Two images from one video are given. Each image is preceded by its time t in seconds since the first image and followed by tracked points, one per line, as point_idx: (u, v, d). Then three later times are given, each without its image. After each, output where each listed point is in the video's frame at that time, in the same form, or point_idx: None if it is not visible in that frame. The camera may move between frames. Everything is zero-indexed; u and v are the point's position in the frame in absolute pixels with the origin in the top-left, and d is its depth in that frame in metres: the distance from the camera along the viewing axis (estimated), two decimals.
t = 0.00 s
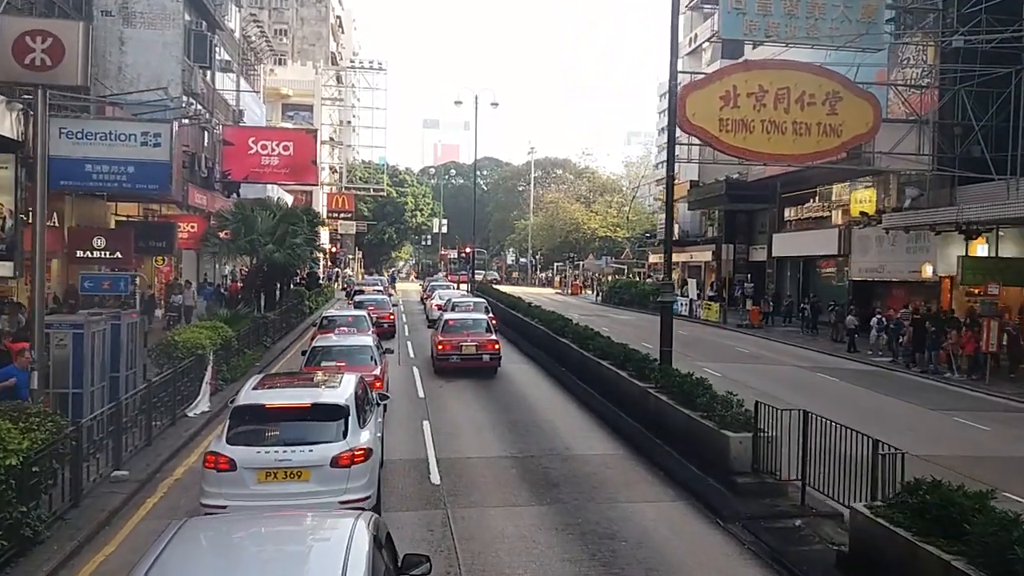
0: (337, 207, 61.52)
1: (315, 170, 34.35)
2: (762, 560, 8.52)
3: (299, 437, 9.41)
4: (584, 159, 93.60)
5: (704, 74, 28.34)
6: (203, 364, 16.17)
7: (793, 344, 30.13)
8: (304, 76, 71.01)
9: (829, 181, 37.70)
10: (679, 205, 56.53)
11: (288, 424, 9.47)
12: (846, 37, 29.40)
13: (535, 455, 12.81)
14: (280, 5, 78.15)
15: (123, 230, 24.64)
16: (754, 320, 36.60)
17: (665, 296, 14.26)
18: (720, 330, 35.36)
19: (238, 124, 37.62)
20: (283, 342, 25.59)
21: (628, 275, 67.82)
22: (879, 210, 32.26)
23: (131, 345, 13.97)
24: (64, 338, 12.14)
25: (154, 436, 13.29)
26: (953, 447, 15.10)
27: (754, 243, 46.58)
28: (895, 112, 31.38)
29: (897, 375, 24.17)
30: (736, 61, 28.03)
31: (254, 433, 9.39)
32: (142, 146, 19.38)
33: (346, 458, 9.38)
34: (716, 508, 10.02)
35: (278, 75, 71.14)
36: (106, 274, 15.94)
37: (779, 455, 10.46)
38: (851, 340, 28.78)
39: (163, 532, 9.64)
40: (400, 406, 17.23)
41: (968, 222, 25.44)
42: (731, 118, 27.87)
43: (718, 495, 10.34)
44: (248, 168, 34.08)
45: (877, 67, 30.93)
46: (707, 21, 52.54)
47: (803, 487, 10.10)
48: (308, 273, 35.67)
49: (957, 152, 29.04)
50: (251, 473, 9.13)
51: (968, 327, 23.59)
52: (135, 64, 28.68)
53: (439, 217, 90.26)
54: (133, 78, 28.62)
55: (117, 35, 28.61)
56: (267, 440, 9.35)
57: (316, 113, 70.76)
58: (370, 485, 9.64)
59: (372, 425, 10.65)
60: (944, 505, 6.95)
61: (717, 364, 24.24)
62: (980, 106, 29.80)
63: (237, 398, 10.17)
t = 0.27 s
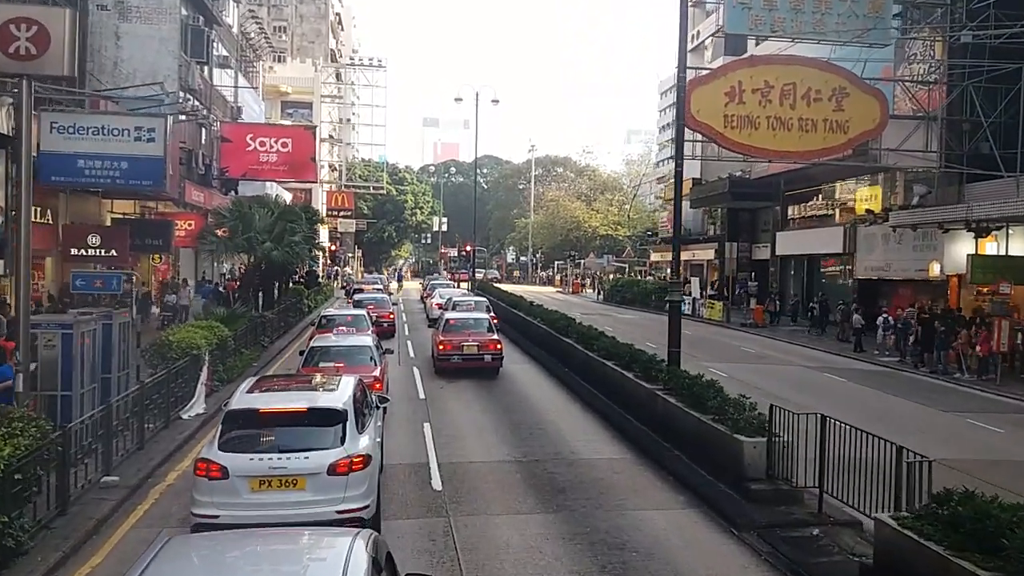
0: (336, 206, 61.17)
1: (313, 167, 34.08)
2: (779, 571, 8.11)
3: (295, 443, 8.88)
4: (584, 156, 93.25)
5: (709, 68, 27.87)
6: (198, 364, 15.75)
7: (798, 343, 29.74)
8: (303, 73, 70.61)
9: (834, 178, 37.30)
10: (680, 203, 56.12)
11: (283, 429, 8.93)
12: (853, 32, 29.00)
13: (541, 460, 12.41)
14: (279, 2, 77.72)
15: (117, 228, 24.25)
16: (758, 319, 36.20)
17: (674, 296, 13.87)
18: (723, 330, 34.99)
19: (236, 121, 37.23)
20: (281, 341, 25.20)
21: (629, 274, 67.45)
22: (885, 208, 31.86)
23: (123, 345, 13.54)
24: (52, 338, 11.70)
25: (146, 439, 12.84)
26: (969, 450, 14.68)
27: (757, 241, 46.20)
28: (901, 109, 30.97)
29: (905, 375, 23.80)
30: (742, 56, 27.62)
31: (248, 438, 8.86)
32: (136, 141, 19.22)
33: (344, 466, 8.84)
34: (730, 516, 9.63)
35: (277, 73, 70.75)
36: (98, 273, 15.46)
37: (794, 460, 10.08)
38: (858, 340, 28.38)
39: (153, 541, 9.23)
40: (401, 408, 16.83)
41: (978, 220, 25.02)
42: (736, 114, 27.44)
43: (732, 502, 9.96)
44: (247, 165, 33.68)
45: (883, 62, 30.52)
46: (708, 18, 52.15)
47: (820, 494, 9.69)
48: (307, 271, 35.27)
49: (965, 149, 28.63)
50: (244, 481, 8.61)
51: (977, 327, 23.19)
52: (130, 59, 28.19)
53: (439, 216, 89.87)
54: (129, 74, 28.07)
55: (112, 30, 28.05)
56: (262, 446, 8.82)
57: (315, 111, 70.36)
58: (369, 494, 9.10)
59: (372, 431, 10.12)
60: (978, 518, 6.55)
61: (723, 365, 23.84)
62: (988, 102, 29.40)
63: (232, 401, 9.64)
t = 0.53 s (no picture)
0: (335, 209, 59.96)
1: (310, 168, 34.12)
2: None
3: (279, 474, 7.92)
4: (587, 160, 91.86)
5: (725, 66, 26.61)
6: (179, 381, 14.38)
7: (818, 354, 28.42)
8: (302, 74, 69.38)
9: (850, 181, 36.00)
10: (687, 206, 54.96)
11: (286, 432, 9.33)
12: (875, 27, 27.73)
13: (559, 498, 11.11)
14: (278, 3, 76.42)
15: (100, 232, 22.80)
16: (772, 327, 34.86)
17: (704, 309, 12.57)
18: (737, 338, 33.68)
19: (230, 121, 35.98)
20: (274, 353, 23.86)
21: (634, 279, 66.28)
22: (907, 212, 30.56)
23: (94, 364, 12.17)
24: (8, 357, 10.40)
25: (117, 469, 11.48)
26: None
27: (767, 246, 44.90)
28: (924, 108, 29.64)
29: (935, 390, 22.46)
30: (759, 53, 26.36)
31: (251, 440, 9.25)
32: (111, 138, 18.41)
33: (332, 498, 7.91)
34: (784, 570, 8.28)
35: (275, 74, 69.52)
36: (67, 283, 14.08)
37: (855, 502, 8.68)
38: (882, 351, 27.06)
39: None
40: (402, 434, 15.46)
41: (1010, 225, 23.68)
42: (753, 113, 26.15)
43: (785, 553, 8.60)
44: (240, 167, 32.56)
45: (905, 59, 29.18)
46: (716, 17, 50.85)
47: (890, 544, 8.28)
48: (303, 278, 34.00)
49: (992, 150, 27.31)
50: (249, 481, 8.94)
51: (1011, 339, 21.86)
52: (117, 56, 26.75)
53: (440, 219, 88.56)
54: (116, 71, 26.61)
55: (98, 24, 26.49)
56: (266, 448, 9.21)
57: (314, 113, 69.12)
58: (370, 494, 9.49)
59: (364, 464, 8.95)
60: None
61: (744, 379, 22.54)
62: (1014, 102, 28.11)
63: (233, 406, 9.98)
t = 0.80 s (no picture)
0: (335, 209, 59.71)
1: (310, 167, 33.95)
2: None
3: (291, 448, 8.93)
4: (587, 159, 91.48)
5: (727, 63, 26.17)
6: (175, 384, 14.14)
7: (822, 355, 28.23)
8: (301, 73, 69.12)
9: (853, 180, 35.79)
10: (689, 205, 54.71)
11: (285, 433, 9.20)
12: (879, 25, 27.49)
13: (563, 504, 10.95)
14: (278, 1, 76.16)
15: (97, 231, 22.60)
16: (775, 328, 34.65)
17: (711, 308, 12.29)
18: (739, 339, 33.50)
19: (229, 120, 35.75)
20: (274, 353, 23.65)
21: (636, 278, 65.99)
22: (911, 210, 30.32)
23: (88, 367, 11.91)
24: None
25: (112, 473, 11.27)
26: None
27: (769, 245, 44.69)
28: (928, 106, 29.39)
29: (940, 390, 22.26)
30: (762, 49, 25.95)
31: (250, 442, 9.14)
32: (107, 135, 18.16)
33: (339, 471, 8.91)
34: None
35: (275, 73, 69.28)
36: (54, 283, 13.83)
37: (869, 509, 8.44)
38: (887, 352, 26.86)
39: None
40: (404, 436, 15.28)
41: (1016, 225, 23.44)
42: (757, 111, 25.77)
43: (796, 561, 8.40)
44: (239, 165, 32.33)
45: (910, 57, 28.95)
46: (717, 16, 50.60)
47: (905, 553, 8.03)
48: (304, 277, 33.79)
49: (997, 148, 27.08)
50: (248, 483, 8.83)
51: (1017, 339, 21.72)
52: (115, 53, 26.50)
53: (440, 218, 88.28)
54: (113, 68, 26.37)
55: (96, 22, 26.25)
56: (265, 449, 9.08)
57: (314, 112, 68.87)
58: (369, 496, 9.37)
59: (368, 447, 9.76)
60: None
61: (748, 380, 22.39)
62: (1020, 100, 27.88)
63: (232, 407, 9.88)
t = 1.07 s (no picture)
0: (334, 209, 59.40)
1: (310, 167, 33.61)
2: None
3: (296, 449, 8.92)
4: (588, 160, 91.10)
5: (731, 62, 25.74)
6: (170, 387, 13.84)
7: (827, 357, 27.92)
8: (301, 72, 68.82)
9: (857, 181, 35.51)
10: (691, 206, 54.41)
11: (285, 435, 8.96)
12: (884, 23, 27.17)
13: (567, 512, 10.68)
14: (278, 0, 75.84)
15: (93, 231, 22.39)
16: (779, 329, 34.36)
17: (718, 311, 12.02)
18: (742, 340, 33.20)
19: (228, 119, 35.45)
20: (273, 355, 23.34)
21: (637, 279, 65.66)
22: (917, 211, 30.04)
23: (81, 372, 11.61)
24: None
25: (104, 480, 10.94)
26: None
27: (772, 246, 44.40)
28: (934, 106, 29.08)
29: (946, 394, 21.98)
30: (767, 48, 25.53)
31: (250, 444, 8.91)
32: (102, 134, 17.83)
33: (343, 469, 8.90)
34: None
35: (275, 72, 68.98)
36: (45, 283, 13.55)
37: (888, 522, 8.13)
38: (893, 354, 26.57)
39: None
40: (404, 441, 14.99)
41: None
42: (762, 111, 25.36)
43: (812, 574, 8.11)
44: (238, 165, 32.08)
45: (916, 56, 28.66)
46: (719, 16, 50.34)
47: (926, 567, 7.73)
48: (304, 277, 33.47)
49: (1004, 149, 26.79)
50: (247, 486, 8.61)
51: None
52: (113, 51, 26.18)
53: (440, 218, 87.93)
54: (111, 66, 26.05)
55: (93, 19, 25.94)
56: (264, 451, 8.85)
57: (314, 111, 68.58)
58: (369, 500, 9.10)
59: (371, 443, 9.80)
60: None
61: (754, 384, 22.14)
62: None
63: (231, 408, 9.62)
